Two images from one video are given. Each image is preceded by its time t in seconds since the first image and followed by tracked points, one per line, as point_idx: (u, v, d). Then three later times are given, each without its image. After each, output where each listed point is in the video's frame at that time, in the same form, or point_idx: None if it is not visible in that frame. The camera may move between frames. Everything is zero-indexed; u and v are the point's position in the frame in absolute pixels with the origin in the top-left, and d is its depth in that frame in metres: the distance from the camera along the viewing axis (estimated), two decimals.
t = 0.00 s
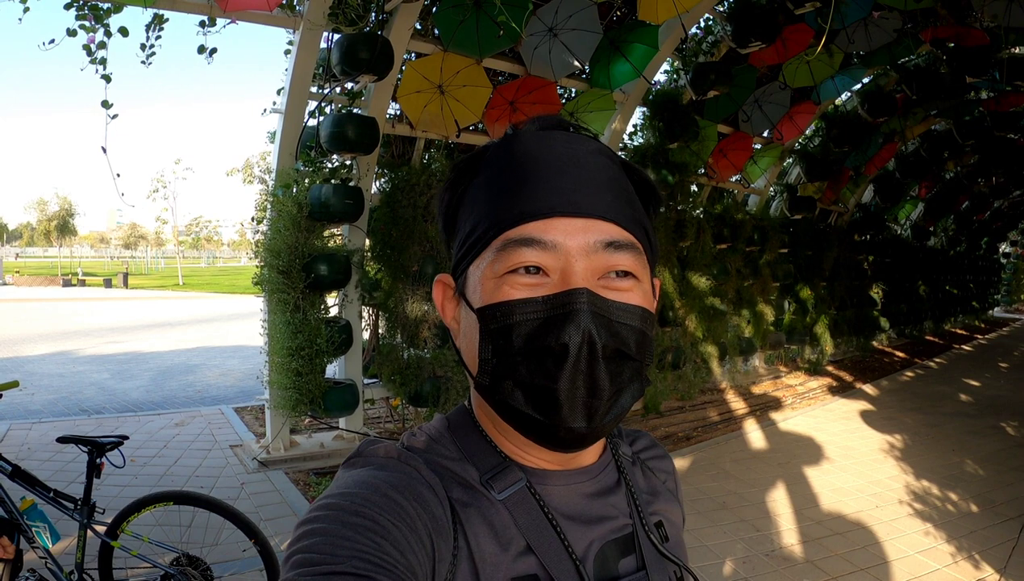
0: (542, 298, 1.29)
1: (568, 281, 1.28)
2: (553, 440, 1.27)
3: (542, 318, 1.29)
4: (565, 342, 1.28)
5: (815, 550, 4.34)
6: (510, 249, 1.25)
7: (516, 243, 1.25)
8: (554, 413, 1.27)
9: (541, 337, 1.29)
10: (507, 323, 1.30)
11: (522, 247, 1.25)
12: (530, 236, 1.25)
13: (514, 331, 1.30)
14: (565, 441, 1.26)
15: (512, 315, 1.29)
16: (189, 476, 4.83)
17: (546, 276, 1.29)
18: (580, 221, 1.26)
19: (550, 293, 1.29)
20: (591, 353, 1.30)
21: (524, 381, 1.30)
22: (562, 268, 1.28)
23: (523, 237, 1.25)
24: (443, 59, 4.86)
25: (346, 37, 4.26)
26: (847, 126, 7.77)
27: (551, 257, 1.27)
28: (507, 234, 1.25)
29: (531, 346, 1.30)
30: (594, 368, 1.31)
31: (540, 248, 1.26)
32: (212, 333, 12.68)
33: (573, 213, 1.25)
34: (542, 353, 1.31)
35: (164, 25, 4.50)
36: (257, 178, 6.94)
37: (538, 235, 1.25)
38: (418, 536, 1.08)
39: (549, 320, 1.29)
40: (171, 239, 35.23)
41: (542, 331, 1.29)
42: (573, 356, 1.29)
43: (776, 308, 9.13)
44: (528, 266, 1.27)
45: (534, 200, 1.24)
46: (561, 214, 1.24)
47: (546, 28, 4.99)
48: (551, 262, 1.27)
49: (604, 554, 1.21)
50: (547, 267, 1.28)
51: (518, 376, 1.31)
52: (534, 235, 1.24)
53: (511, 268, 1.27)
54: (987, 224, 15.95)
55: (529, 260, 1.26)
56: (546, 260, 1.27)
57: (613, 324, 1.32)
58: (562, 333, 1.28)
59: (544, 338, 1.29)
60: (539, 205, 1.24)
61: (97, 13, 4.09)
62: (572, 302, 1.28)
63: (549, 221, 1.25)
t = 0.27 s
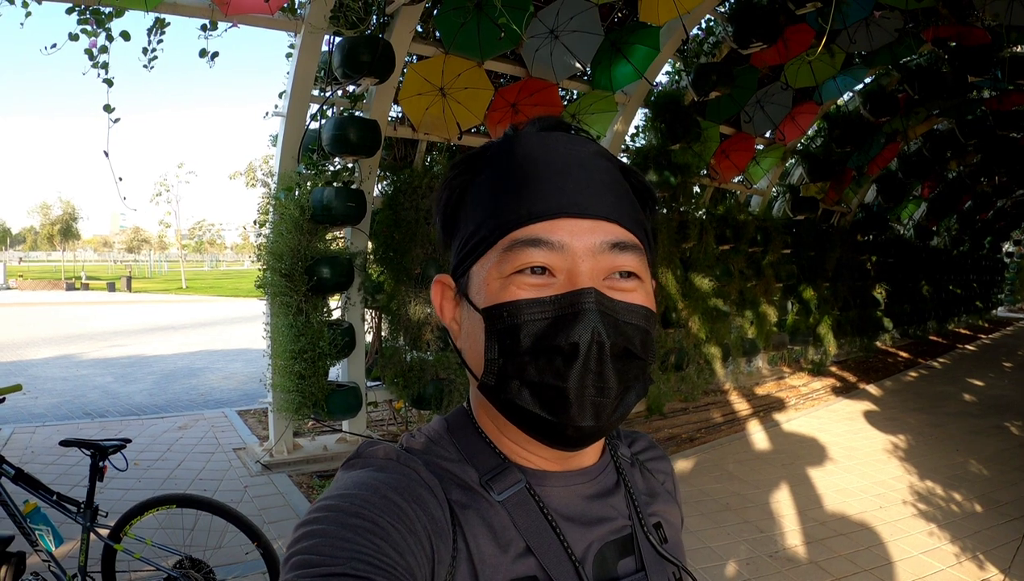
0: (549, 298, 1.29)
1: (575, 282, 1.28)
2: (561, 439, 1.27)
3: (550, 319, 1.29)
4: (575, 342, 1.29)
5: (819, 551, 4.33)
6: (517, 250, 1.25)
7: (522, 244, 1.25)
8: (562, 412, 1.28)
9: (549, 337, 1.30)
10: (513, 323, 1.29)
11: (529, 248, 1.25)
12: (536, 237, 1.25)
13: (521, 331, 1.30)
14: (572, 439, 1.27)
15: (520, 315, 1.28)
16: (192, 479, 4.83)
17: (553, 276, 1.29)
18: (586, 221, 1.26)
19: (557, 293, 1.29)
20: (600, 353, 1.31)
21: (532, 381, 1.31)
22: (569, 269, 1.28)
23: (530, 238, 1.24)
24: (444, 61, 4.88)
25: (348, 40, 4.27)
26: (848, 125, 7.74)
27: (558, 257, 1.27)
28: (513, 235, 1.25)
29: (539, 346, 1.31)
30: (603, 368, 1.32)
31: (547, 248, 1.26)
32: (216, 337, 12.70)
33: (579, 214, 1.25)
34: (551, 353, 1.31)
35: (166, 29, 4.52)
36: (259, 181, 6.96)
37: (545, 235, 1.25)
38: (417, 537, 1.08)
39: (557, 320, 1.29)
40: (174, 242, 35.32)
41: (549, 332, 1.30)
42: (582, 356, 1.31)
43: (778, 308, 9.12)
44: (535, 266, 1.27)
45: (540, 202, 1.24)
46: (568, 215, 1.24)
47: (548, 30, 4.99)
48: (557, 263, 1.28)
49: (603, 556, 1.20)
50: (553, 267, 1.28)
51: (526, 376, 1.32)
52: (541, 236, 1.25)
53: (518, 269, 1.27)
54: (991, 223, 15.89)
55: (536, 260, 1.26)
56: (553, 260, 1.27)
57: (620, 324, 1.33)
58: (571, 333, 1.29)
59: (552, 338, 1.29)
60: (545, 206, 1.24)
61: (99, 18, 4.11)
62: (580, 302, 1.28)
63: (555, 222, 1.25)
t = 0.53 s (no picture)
0: (555, 298, 1.29)
1: (580, 282, 1.28)
2: (564, 439, 1.27)
3: (555, 319, 1.29)
4: (581, 343, 1.29)
5: (819, 555, 4.32)
6: (522, 250, 1.25)
7: (528, 244, 1.24)
8: (567, 412, 1.28)
9: (555, 337, 1.29)
10: (519, 323, 1.29)
11: (535, 248, 1.25)
12: (542, 238, 1.24)
13: (526, 331, 1.29)
14: (575, 439, 1.27)
15: (525, 315, 1.28)
16: (192, 483, 4.82)
17: (557, 276, 1.29)
18: (591, 222, 1.26)
19: (562, 293, 1.29)
20: (604, 354, 1.31)
21: (537, 381, 1.31)
22: (573, 269, 1.28)
23: (536, 238, 1.24)
24: (444, 65, 4.89)
25: (348, 43, 4.27)
26: (848, 129, 7.75)
27: (563, 258, 1.27)
28: (519, 235, 1.24)
29: (545, 346, 1.30)
30: (608, 369, 1.32)
31: (553, 249, 1.25)
32: (216, 341, 12.68)
33: (585, 215, 1.25)
34: (556, 353, 1.31)
35: (167, 33, 4.53)
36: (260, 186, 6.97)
37: (551, 236, 1.25)
38: (417, 536, 1.07)
39: (562, 321, 1.29)
40: (175, 246, 35.33)
41: (554, 332, 1.29)
42: (588, 356, 1.31)
43: (779, 312, 9.11)
44: (540, 267, 1.27)
45: (546, 203, 1.24)
46: (574, 216, 1.24)
47: (548, 34, 4.98)
48: (562, 263, 1.27)
49: (602, 556, 1.20)
50: (559, 267, 1.28)
51: (531, 376, 1.31)
52: (546, 236, 1.24)
53: (523, 269, 1.26)
54: (991, 226, 15.88)
55: (542, 260, 1.26)
56: (558, 260, 1.27)
57: (624, 325, 1.33)
58: (578, 333, 1.29)
59: (557, 338, 1.29)
60: (550, 206, 1.24)
61: (99, 22, 4.13)
62: (585, 303, 1.28)
63: (561, 223, 1.25)
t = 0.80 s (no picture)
0: (554, 298, 1.28)
1: (579, 283, 1.28)
2: (563, 440, 1.27)
3: (554, 319, 1.28)
4: (579, 343, 1.29)
5: (819, 559, 4.30)
6: (522, 251, 1.25)
7: (528, 245, 1.24)
8: (566, 412, 1.27)
9: (554, 337, 1.29)
10: (518, 324, 1.29)
11: (535, 249, 1.25)
12: (541, 239, 1.24)
13: (525, 332, 1.29)
14: (574, 440, 1.26)
15: (524, 316, 1.28)
16: (191, 485, 4.81)
17: (557, 277, 1.29)
18: (590, 224, 1.26)
19: (561, 295, 1.29)
20: (603, 354, 1.31)
21: (535, 381, 1.31)
22: (573, 271, 1.28)
23: (535, 239, 1.24)
24: (445, 68, 4.89)
25: (348, 46, 4.28)
26: (849, 134, 7.75)
27: (562, 259, 1.27)
28: (518, 236, 1.24)
29: (543, 347, 1.30)
30: (607, 370, 1.32)
31: (552, 250, 1.25)
32: (215, 343, 12.66)
33: (584, 216, 1.25)
34: (555, 353, 1.31)
35: (168, 35, 4.55)
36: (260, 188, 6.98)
37: (550, 237, 1.25)
38: (416, 537, 1.07)
39: (561, 321, 1.29)
40: (175, 248, 35.32)
41: (553, 333, 1.29)
42: (586, 356, 1.30)
43: (779, 316, 9.10)
44: (539, 268, 1.27)
45: (545, 204, 1.24)
46: (573, 218, 1.24)
47: (549, 38, 5.01)
48: (561, 264, 1.27)
49: (601, 557, 1.20)
50: (557, 269, 1.28)
51: (530, 376, 1.31)
52: (545, 237, 1.24)
53: (523, 270, 1.26)
54: (992, 231, 15.88)
55: (541, 262, 1.26)
56: (558, 262, 1.27)
57: (623, 326, 1.32)
58: (576, 333, 1.28)
59: (557, 339, 1.29)
60: (549, 207, 1.24)
61: (101, 23, 4.15)
62: (584, 304, 1.28)
63: (560, 224, 1.24)
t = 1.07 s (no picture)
0: (538, 300, 1.28)
1: (563, 285, 1.28)
2: (548, 441, 1.26)
3: (538, 320, 1.28)
4: (561, 343, 1.27)
5: (815, 560, 4.31)
6: (507, 254, 1.25)
7: (511, 247, 1.25)
8: (548, 413, 1.26)
9: (537, 338, 1.29)
10: (503, 326, 1.29)
11: (519, 252, 1.25)
12: (526, 240, 1.24)
13: (510, 334, 1.30)
14: (558, 441, 1.25)
15: (509, 317, 1.28)
16: (186, 484, 4.80)
17: (542, 280, 1.29)
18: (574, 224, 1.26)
19: (545, 296, 1.29)
20: (587, 354, 1.29)
21: (519, 382, 1.29)
22: (558, 273, 1.27)
23: (519, 241, 1.24)
24: (443, 67, 4.89)
25: (346, 44, 4.27)
26: (847, 135, 7.76)
27: (547, 261, 1.27)
28: (503, 239, 1.25)
29: (527, 347, 1.30)
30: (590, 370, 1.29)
31: (537, 252, 1.26)
32: (211, 341, 12.62)
33: (567, 218, 1.24)
34: (538, 354, 1.29)
35: (166, 32, 4.53)
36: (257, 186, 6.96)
37: (534, 239, 1.25)
38: (417, 540, 1.06)
39: (545, 322, 1.28)
40: (171, 246, 35.19)
41: (537, 333, 1.29)
42: (569, 356, 1.28)
43: (776, 317, 9.11)
44: (525, 270, 1.27)
45: (530, 205, 1.24)
46: (556, 219, 1.24)
47: (547, 37, 5.00)
48: (546, 266, 1.27)
49: (602, 560, 1.19)
50: (543, 271, 1.28)
51: (513, 377, 1.30)
52: (529, 239, 1.24)
53: (507, 272, 1.27)
54: (988, 232, 15.92)
55: (525, 264, 1.26)
56: (542, 264, 1.27)
57: (609, 327, 1.31)
58: (558, 334, 1.27)
59: (539, 339, 1.28)
60: (533, 209, 1.23)
61: (98, 20, 4.14)
62: (567, 304, 1.27)
63: (544, 225, 1.24)
